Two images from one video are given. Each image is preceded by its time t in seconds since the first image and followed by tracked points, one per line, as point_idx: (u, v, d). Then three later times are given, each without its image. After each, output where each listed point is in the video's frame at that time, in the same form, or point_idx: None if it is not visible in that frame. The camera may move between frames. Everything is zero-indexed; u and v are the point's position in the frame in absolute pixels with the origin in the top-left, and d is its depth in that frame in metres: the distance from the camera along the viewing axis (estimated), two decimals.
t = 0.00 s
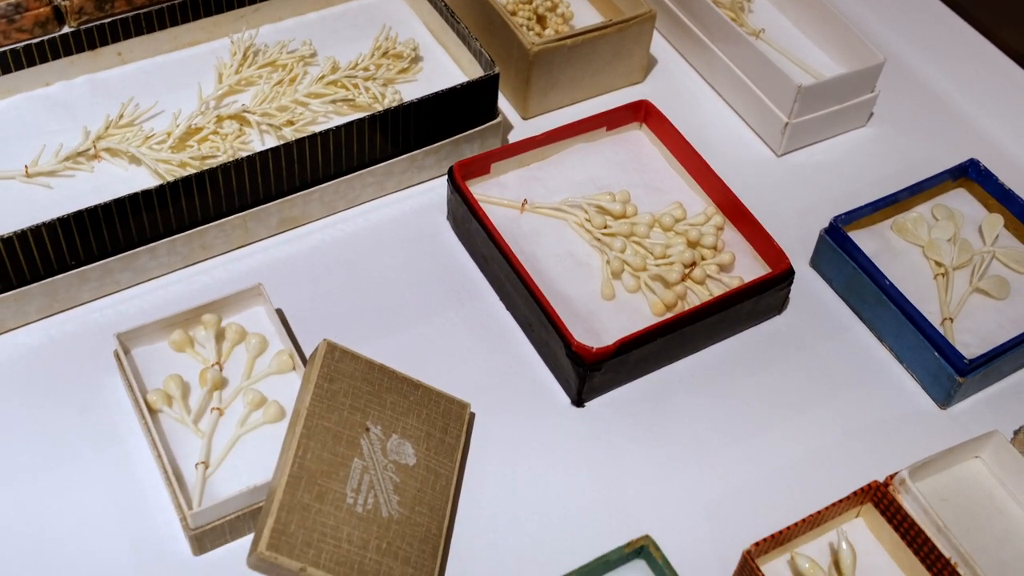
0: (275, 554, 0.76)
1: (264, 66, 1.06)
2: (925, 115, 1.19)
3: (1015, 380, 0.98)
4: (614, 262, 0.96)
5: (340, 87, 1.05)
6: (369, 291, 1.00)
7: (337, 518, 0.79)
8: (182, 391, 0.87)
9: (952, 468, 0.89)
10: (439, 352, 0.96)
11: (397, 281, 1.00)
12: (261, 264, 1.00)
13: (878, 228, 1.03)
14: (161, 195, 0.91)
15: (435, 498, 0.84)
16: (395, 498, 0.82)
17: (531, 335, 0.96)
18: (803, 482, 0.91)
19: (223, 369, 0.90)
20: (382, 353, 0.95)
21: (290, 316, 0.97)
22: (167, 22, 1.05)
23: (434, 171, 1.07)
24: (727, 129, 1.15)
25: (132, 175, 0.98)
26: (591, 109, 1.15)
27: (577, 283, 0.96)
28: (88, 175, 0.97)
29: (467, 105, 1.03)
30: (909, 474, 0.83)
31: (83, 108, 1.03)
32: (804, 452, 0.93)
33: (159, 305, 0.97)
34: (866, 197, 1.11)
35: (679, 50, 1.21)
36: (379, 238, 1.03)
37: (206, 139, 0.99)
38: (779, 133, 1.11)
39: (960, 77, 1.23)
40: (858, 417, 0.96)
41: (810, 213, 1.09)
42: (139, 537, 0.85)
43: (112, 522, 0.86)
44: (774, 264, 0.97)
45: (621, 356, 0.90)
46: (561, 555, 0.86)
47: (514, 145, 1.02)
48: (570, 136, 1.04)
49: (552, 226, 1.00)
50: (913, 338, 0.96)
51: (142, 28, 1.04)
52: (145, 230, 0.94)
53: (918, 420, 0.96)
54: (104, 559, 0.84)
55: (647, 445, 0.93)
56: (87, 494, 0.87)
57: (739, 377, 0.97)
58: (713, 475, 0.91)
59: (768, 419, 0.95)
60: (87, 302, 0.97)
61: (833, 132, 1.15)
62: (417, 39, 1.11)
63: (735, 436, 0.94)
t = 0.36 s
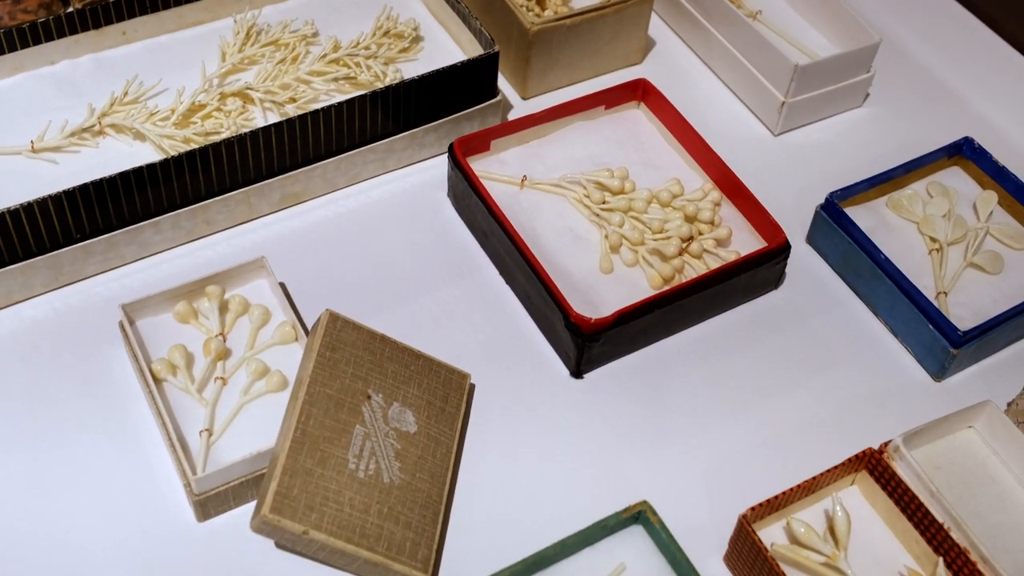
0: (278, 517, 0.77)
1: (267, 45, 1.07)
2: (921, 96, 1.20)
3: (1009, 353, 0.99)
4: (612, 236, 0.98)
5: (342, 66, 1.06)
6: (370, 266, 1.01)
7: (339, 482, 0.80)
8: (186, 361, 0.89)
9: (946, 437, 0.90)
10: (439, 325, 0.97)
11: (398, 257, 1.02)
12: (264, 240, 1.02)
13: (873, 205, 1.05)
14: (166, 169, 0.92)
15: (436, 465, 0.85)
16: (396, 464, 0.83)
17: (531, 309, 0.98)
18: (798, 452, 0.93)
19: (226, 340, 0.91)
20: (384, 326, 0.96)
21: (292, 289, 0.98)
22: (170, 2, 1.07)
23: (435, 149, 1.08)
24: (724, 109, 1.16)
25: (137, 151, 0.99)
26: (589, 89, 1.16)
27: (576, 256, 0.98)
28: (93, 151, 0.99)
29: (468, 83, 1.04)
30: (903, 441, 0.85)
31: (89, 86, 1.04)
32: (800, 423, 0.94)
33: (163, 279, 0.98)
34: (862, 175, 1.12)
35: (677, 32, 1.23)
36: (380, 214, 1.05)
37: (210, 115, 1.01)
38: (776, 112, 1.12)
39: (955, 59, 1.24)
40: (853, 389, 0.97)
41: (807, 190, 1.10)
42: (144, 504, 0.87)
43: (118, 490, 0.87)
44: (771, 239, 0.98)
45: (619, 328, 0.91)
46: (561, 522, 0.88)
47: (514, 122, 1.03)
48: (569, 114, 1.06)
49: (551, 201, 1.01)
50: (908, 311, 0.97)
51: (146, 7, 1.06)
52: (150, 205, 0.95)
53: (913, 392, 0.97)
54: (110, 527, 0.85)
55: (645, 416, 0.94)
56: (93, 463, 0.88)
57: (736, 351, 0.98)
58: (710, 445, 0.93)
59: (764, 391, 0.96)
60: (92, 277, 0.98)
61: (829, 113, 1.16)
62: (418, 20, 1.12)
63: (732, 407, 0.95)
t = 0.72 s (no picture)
0: (282, 481, 0.78)
1: (271, 25, 1.09)
2: (917, 78, 1.22)
3: (1003, 328, 1.01)
4: (612, 212, 0.99)
5: (344, 46, 1.07)
6: (372, 241, 1.02)
7: (342, 449, 0.82)
8: (191, 332, 0.90)
9: (940, 408, 0.91)
10: (440, 299, 0.98)
11: (400, 233, 1.03)
12: (267, 216, 1.03)
13: (869, 183, 1.06)
14: (171, 145, 0.94)
15: (437, 433, 0.87)
16: (399, 432, 0.85)
17: (531, 283, 0.99)
18: (794, 423, 0.94)
19: (231, 312, 0.92)
20: (386, 300, 0.98)
21: (295, 264, 1.00)
22: None
23: (436, 128, 1.10)
24: (722, 90, 1.18)
25: (142, 128, 1.00)
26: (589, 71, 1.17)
27: (576, 232, 0.99)
28: (99, 128, 1.00)
29: (469, 62, 1.05)
30: (898, 410, 0.86)
31: (95, 65, 1.05)
32: (796, 395, 0.96)
33: (168, 254, 1.00)
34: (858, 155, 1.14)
35: (677, 15, 1.24)
36: (383, 191, 1.06)
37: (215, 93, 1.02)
38: (773, 93, 1.13)
39: (952, 43, 1.26)
40: (849, 362, 0.98)
41: (804, 169, 1.11)
42: (150, 472, 0.88)
43: (124, 459, 0.88)
44: (768, 215, 0.99)
45: (618, 300, 0.93)
46: (560, 491, 0.89)
47: (514, 101, 1.05)
48: (569, 93, 1.07)
49: (551, 179, 1.03)
50: (903, 286, 0.98)
51: None
52: (155, 181, 0.97)
53: (908, 366, 0.98)
54: (116, 494, 0.87)
55: (643, 388, 0.95)
56: (100, 432, 0.90)
57: (734, 325, 1.00)
58: (707, 417, 0.94)
59: (761, 365, 0.98)
60: (98, 252, 0.99)
61: (826, 93, 1.17)
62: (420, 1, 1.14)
63: (729, 380, 0.96)
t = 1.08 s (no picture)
0: (288, 446, 0.80)
1: (276, 6, 1.10)
2: (913, 61, 1.23)
3: (998, 303, 1.02)
4: (612, 188, 1.00)
5: (349, 26, 1.09)
6: (377, 218, 1.04)
7: (347, 415, 0.83)
8: (199, 304, 0.91)
9: (935, 378, 0.93)
10: (443, 274, 1.00)
11: (404, 209, 1.05)
12: (272, 193, 1.05)
13: (866, 161, 1.07)
14: (179, 121, 0.95)
15: (441, 402, 0.88)
16: (403, 400, 0.86)
17: (533, 258, 1.01)
18: (791, 395, 0.96)
19: (237, 284, 0.94)
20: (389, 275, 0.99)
21: (301, 239, 1.01)
22: None
23: (439, 108, 1.11)
24: (721, 72, 1.19)
25: (150, 106, 1.02)
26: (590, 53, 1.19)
27: (577, 207, 1.01)
28: (108, 106, 1.02)
29: (472, 42, 1.07)
30: (894, 379, 0.88)
31: (103, 45, 1.07)
32: (793, 368, 0.97)
33: (175, 230, 1.01)
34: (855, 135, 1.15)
35: None
36: (386, 169, 1.07)
37: (221, 72, 1.04)
38: (771, 74, 1.15)
39: (947, 26, 1.27)
40: (845, 336, 1.00)
41: (801, 149, 1.13)
42: (158, 440, 0.89)
43: (133, 428, 0.90)
44: (766, 191, 1.01)
45: (619, 274, 0.94)
46: (561, 460, 0.90)
47: (516, 80, 1.06)
48: (570, 73, 1.09)
49: (552, 156, 1.04)
50: (899, 261, 1.00)
51: None
52: (163, 157, 0.98)
53: (904, 339, 1.00)
54: (124, 461, 0.88)
55: (643, 360, 0.97)
56: (109, 401, 0.91)
57: (732, 299, 1.01)
58: (706, 388, 0.96)
59: (758, 338, 0.99)
60: (107, 227, 1.01)
61: (823, 75, 1.19)
62: None
63: (727, 353, 0.98)
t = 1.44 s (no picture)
0: (293, 412, 0.82)
1: None
2: (907, 43, 1.25)
3: (990, 278, 1.04)
4: (610, 165, 1.02)
5: (351, 7, 1.11)
6: (379, 194, 1.05)
7: (350, 382, 0.85)
8: (204, 276, 0.93)
9: (927, 349, 0.95)
10: (444, 249, 1.02)
11: (405, 187, 1.06)
12: (276, 170, 1.06)
13: (860, 140, 1.09)
14: (184, 97, 0.97)
15: (441, 371, 0.90)
16: (405, 368, 0.88)
17: (532, 234, 1.02)
18: (786, 366, 0.97)
19: (242, 257, 0.95)
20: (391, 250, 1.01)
21: (304, 215, 1.03)
22: None
23: (440, 88, 1.13)
24: (718, 54, 1.21)
25: (155, 84, 1.04)
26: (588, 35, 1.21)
27: (575, 183, 1.02)
28: (114, 84, 1.03)
29: (472, 23, 1.09)
30: (886, 349, 0.89)
31: (110, 25, 1.09)
32: (787, 340, 0.99)
33: (181, 206, 1.03)
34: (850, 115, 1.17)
35: None
36: (388, 147, 1.09)
37: (226, 51, 1.06)
38: (767, 55, 1.17)
39: (941, 10, 1.29)
40: (839, 310, 1.02)
41: (797, 128, 1.15)
42: (164, 409, 0.91)
43: (140, 398, 0.92)
44: (761, 168, 1.03)
45: (616, 247, 0.96)
46: (560, 429, 0.92)
47: (516, 60, 1.08)
48: (569, 53, 1.11)
49: (551, 134, 1.06)
50: (892, 236, 1.02)
51: None
52: (168, 133, 1.00)
53: (897, 313, 1.02)
54: (132, 429, 0.90)
55: (640, 333, 0.99)
56: (116, 371, 0.93)
57: (729, 274, 1.03)
58: (702, 360, 0.97)
59: (754, 312, 1.01)
60: (113, 203, 1.03)
61: (818, 57, 1.20)
62: None
63: (723, 326, 1.00)
